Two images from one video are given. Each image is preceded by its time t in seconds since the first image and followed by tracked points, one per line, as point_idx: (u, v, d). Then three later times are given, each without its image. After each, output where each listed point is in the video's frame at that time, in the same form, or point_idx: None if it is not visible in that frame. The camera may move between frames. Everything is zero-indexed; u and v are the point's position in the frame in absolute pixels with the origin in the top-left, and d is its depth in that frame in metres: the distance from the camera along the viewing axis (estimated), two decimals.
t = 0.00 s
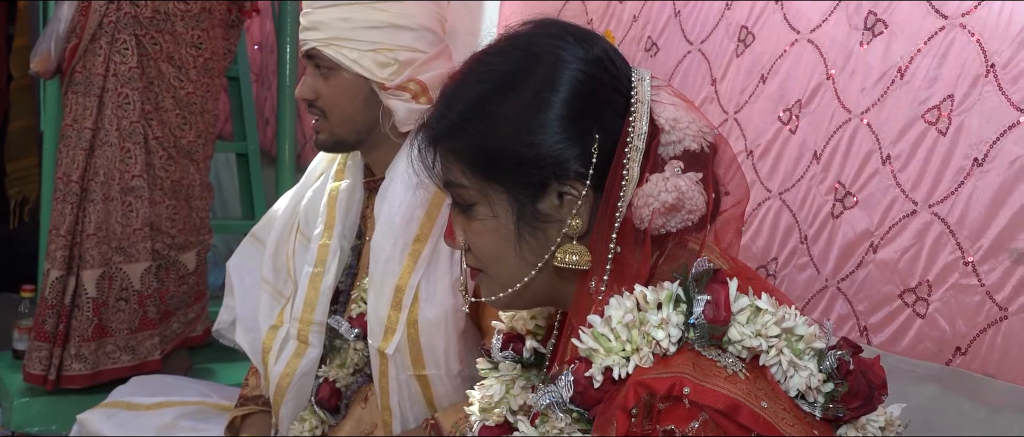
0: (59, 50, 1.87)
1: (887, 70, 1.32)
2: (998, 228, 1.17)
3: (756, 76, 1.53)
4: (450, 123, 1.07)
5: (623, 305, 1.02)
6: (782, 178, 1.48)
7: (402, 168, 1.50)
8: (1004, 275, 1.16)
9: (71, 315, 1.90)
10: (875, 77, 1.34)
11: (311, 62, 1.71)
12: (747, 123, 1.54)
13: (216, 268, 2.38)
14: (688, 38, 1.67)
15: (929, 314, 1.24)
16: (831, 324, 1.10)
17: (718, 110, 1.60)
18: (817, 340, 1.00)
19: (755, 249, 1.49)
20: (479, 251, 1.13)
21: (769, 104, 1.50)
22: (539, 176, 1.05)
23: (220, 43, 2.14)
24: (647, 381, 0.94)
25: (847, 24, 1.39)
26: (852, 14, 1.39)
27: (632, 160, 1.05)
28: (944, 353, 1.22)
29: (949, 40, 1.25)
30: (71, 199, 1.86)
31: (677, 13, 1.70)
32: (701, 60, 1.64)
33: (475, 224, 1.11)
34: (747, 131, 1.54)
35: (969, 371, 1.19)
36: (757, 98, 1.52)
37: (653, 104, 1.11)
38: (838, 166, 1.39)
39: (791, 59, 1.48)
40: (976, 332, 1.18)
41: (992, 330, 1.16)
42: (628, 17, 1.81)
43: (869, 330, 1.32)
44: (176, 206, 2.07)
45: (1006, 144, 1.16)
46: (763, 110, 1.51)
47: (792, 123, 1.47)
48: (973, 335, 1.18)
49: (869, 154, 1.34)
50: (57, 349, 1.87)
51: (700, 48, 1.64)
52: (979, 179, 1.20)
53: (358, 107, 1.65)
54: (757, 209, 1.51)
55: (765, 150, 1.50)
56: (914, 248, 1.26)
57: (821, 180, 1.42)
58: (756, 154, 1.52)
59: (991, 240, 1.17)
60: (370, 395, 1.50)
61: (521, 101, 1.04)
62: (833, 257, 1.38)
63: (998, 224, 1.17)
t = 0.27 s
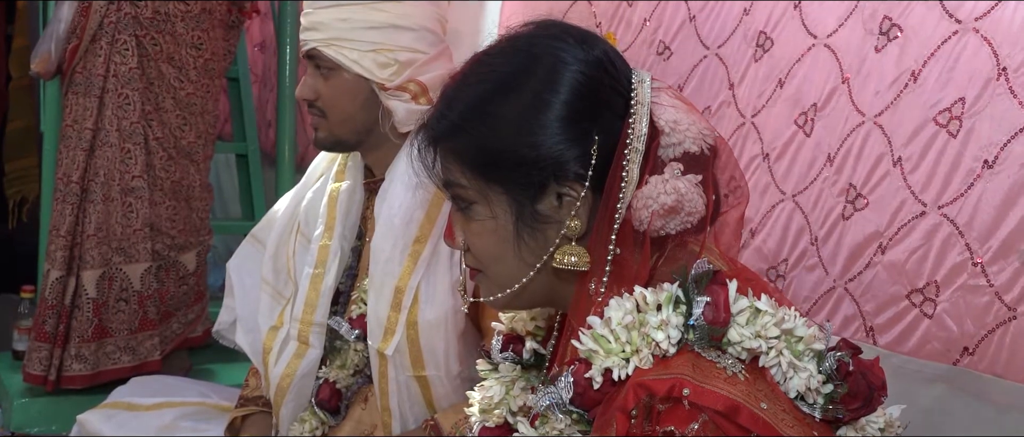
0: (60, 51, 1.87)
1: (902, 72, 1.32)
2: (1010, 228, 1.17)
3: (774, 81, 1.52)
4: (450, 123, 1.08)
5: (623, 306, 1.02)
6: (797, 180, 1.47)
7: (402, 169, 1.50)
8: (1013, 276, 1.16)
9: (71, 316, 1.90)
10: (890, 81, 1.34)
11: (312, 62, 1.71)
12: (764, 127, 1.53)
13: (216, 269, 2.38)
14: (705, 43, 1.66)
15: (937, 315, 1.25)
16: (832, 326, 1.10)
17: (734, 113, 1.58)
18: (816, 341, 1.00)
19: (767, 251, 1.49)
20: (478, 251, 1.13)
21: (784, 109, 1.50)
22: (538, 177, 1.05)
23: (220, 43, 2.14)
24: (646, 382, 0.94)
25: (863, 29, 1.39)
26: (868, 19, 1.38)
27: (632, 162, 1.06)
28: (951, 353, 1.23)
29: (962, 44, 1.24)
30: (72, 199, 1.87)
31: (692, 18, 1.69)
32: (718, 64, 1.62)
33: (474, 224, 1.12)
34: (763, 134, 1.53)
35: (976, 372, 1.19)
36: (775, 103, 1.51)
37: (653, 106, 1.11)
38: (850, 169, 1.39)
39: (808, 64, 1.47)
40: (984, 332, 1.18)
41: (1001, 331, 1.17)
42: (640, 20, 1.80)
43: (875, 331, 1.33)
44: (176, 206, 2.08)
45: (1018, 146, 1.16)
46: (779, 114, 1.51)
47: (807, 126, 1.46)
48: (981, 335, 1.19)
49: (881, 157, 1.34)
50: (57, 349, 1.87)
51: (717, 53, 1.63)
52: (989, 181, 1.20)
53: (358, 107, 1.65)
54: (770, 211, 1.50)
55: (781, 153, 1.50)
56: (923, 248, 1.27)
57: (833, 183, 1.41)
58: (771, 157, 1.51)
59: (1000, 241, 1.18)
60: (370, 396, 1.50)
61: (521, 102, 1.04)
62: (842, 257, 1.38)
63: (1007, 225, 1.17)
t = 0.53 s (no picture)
0: (62, 51, 1.84)
1: (927, 77, 1.32)
2: None
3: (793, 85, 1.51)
4: (453, 122, 1.08)
5: (625, 306, 1.02)
6: (818, 183, 1.47)
7: (403, 169, 1.50)
8: None
9: (72, 315, 1.91)
10: (913, 84, 1.34)
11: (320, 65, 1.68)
12: (783, 130, 1.52)
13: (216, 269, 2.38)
14: (716, 46, 1.64)
15: (954, 314, 1.27)
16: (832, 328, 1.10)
17: (751, 115, 1.57)
18: (818, 341, 1.00)
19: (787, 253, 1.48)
20: (480, 250, 1.13)
21: (804, 112, 1.49)
22: (540, 177, 1.05)
23: (221, 43, 2.14)
24: (648, 382, 0.95)
25: (887, 35, 1.39)
26: (891, 25, 1.38)
27: (633, 162, 1.06)
28: (965, 351, 1.26)
29: (987, 51, 1.25)
30: (73, 199, 1.87)
31: (700, 19, 1.67)
32: (732, 67, 1.61)
33: (476, 223, 1.12)
34: (783, 137, 1.52)
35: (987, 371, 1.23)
36: (793, 106, 1.51)
37: (655, 107, 1.11)
38: (874, 172, 1.39)
39: (828, 68, 1.46)
40: (998, 332, 1.22)
41: (1015, 329, 1.20)
42: (645, 21, 1.76)
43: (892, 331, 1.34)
44: (176, 206, 2.08)
45: None
46: (799, 119, 1.50)
47: (831, 130, 1.46)
48: (996, 334, 1.22)
49: (906, 159, 1.34)
50: (59, 348, 1.84)
51: (730, 56, 1.61)
52: (1012, 183, 1.21)
53: (377, 107, 1.65)
54: (791, 213, 1.50)
55: (801, 157, 1.49)
56: (946, 249, 1.28)
57: (856, 185, 1.41)
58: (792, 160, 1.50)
59: (1018, 242, 1.20)
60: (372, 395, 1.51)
61: (524, 101, 1.04)
62: (863, 258, 1.39)
63: None
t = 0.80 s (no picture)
0: (65, 50, 1.86)
1: (949, 83, 1.32)
2: None
3: (806, 87, 1.52)
4: (455, 123, 1.08)
5: (626, 307, 1.02)
6: (833, 186, 1.47)
7: (407, 170, 1.52)
8: None
9: (75, 314, 1.92)
10: (935, 89, 1.33)
11: (357, 71, 1.67)
12: (797, 132, 1.53)
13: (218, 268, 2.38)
14: (725, 47, 1.65)
15: (977, 316, 1.28)
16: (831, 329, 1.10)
17: (762, 117, 1.58)
18: (819, 343, 1.00)
19: (803, 254, 1.49)
20: (482, 251, 1.13)
21: (819, 114, 1.50)
22: (542, 178, 1.05)
23: (223, 43, 2.15)
24: (649, 384, 0.95)
25: (906, 41, 1.39)
26: (910, 32, 1.38)
27: (635, 164, 1.05)
28: (987, 352, 1.26)
29: (1010, 58, 1.25)
30: (75, 198, 1.88)
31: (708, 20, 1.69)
32: (742, 69, 1.62)
33: (478, 224, 1.12)
34: (796, 139, 1.53)
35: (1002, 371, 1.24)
36: (807, 109, 1.51)
37: (658, 108, 1.11)
38: (893, 175, 1.39)
39: (842, 72, 1.47)
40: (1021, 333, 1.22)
41: None
42: (653, 23, 1.79)
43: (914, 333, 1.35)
44: (179, 205, 2.09)
45: None
46: (813, 122, 1.50)
47: (845, 133, 1.46)
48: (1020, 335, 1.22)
49: (927, 163, 1.34)
50: (60, 347, 1.85)
51: (739, 57, 1.63)
52: None
53: (421, 104, 1.70)
54: (806, 215, 1.51)
55: (815, 160, 1.50)
56: (970, 252, 1.28)
57: (875, 187, 1.41)
58: (807, 161, 1.51)
59: None
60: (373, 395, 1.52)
61: (526, 102, 1.04)
62: (884, 260, 1.39)
63: None
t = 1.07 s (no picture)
0: (64, 51, 1.89)
1: (972, 86, 1.32)
2: None
3: (823, 89, 1.53)
4: (454, 123, 1.08)
5: (625, 306, 1.03)
6: (852, 187, 1.47)
7: (407, 171, 1.53)
8: None
9: (74, 315, 1.91)
10: (958, 92, 1.34)
11: (366, 68, 1.67)
12: (811, 133, 1.54)
13: (217, 269, 2.38)
14: (735, 48, 1.67)
15: (995, 316, 1.28)
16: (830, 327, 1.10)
17: (776, 117, 1.59)
18: (819, 341, 1.00)
19: (822, 255, 1.50)
20: (482, 251, 1.13)
21: (839, 115, 1.50)
22: (542, 178, 1.05)
23: (222, 43, 2.15)
24: (648, 382, 0.95)
25: (928, 45, 1.39)
26: (933, 36, 1.38)
27: (635, 163, 1.05)
28: (1004, 351, 1.26)
29: None
30: (75, 199, 1.87)
31: (719, 22, 1.70)
32: (752, 69, 1.63)
33: (478, 224, 1.12)
34: (812, 141, 1.54)
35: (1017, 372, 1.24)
36: (824, 110, 1.52)
37: (658, 107, 1.11)
38: (914, 177, 1.39)
39: (862, 74, 1.47)
40: None
41: None
42: (661, 23, 1.81)
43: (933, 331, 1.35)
44: (178, 205, 2.07)
45: None
46: (831, 123, 1.51)
47: (865, 134, 1.46)
48: None
49: (949, 166, 1.34)
50: (59, 348, 1.87)
51: (749, 58, 1.64)
52: None
53: (429, 102, 1.71)
54: (822, 215, 1.51)
55: (833, 161, 1.50)
56: (988, 255, 1.29)
57: (896, 189, 1.41)
58: (825, 161, 1.51)
59: None
60: (373, 395, 1.51)
61: (526, 102, 1.04)
62: (903, 260, 1.39)
63: None
